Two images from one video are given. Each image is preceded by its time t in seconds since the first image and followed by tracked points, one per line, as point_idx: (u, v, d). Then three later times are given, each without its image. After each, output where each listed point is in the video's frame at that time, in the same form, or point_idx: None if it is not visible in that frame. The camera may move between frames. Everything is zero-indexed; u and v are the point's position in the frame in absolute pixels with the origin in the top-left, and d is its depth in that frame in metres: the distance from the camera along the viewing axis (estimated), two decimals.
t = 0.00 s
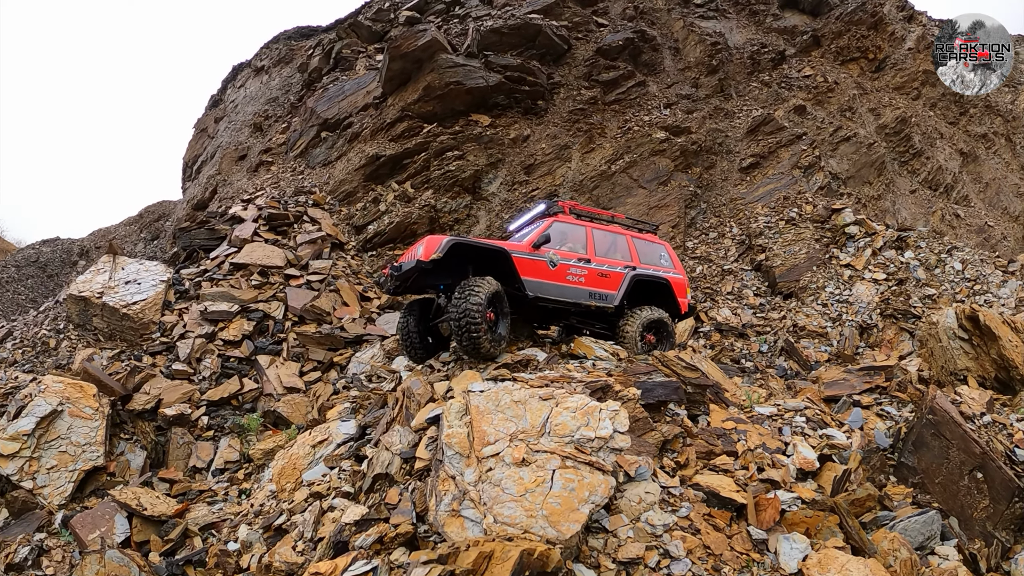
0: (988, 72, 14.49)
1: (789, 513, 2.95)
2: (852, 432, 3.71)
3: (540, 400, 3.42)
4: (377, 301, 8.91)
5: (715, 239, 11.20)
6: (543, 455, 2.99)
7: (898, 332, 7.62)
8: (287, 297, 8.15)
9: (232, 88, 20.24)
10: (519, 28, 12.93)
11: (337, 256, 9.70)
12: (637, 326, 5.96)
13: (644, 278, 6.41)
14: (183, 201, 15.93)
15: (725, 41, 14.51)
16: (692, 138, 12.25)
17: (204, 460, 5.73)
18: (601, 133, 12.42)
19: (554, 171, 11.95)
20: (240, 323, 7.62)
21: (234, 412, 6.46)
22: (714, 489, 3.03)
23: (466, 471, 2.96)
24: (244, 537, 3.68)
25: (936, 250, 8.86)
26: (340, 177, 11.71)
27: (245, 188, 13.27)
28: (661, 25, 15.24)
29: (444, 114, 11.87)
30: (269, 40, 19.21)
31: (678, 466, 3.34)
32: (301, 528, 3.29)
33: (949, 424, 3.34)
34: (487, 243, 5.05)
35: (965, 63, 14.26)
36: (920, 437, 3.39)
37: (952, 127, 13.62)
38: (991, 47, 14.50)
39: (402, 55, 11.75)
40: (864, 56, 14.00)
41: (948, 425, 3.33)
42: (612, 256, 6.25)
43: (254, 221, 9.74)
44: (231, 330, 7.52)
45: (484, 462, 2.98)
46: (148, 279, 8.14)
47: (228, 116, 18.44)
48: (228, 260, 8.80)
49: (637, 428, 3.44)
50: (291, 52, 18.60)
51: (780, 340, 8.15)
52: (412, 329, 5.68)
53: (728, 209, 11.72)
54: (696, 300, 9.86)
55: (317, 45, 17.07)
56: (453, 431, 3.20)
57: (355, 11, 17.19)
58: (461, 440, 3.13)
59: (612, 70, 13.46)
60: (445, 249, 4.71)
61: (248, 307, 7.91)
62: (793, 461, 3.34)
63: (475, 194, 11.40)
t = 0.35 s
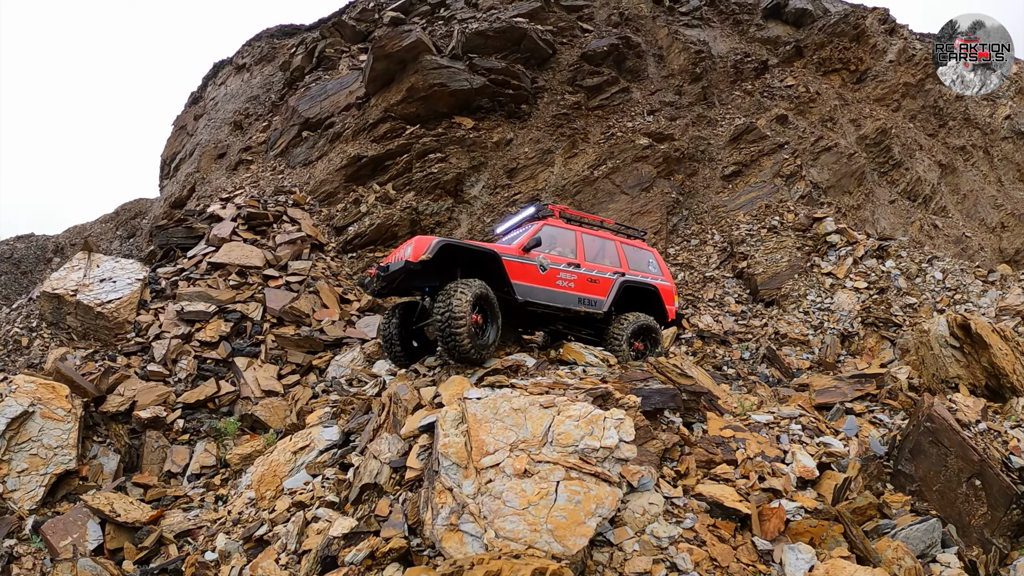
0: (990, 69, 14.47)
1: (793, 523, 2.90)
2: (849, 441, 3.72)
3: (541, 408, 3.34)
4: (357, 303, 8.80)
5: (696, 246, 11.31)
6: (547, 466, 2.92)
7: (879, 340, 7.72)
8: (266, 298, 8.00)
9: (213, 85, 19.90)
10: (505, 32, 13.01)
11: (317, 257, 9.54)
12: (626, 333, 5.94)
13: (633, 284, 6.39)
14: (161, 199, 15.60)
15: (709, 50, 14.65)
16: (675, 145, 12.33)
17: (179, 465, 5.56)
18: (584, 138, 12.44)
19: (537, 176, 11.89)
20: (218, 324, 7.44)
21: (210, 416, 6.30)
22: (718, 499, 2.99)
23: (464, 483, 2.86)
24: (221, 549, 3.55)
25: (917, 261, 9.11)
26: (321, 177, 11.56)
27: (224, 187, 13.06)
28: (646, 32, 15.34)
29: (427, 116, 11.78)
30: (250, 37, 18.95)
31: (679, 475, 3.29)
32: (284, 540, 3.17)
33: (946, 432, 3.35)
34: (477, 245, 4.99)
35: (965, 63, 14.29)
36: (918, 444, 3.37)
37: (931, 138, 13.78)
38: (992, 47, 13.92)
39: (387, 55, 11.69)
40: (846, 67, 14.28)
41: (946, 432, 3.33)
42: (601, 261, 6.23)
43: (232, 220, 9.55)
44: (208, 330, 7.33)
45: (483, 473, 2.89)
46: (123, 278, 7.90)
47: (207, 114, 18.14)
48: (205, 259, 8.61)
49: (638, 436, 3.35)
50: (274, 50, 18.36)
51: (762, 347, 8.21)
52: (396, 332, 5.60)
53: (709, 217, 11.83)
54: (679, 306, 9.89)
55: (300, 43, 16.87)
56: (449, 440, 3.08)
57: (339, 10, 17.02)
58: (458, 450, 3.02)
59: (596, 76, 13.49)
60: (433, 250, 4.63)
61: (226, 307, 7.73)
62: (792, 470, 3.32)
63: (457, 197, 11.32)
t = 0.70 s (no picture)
0: (991, 68, 14.49)
1: (796, 526, 2.92)
2: (839, 445, 3.75)
3: (543, 412, 3.26)
4: (325, 303, 8.63)
5: (666, 251, 11.41)
6: (553, 472, 2.82)
7: (848, 347, 7.92)
8: (232, 296, 7.73)
9: (181, 79, 19.32)
10: (479, 33, 12.94)
11: (284, 256, 9.31)
12: (607, 336, 5.92)
13: (614, 287, 6.38)
14: (124, 193, 15.04)
15: (681, 58, 14.89)
16: (647, 151, 12.47)
17: (142, 469, 5.30)
18: (556, 142, 12.57)
19: (508, 178, 11.97)
20: (182, 322, 7.16)
21: (174, 417, 6.05)
22: (721, 504, 2.97)
23: (464, 491, 2.70)
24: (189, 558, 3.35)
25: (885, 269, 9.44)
26: (289, 174, 11.30)
27: (190, 182, 12.68)
28: (620, 39, 15.51)
29: (399, 115, 11.63)
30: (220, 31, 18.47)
31: (678, 480, 3.24)
32: (259, 552, 2.95)
33: (938, 433, 3.35)
34: (460, 244, 4.87)
35: (963, 63, 14.57)
36: (909, 447, 3.41)
37: (897, 151, 14.19)
38: (991, 48, 13.87)
39: (361, 52, 11.47)
40: (815, 79, 14.73)
41: (938, 434, 3.35)
42: (582, 263, 6.20)
43: (197, 216, 9.25)
44: (171, 328, 7.05)
45: (485, 480, 2.77)
46: (85, 272, 7.53)
47: (174, 107, 17.61)
48: (170, 255, 8.30)
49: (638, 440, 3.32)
50: (244, 45, 17.94)
51: (733, 352, 8.30)
52: (371, 330, 5.48)
53: (680, 223, 12.00)
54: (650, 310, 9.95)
55: (271, 38, 16.51)
56: (447, 445, 2.90)
57: (311, 6, 16.73)
58: (456, 455, 2.85)
59: (569, 80, 13.58)
60: (414, 248, 4.49)
61: (190, 305, 7.46)
62: (789, 473, 3.34)
63: (427, 197, 11.19)
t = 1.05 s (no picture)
0: (991, 69, 15.59)
1: (809, 508, 2.87)
2: (834, 430, 3.70)
3: (567, 400, 3.27)
4: (294, 299, 8.52)
5: (635, 250, 11.56)
6: (583, 460, 2.82)
7: (816, 344, 8.15)
8: (199, 291, 7.49)
9: (142, 68, 18.57)
10: (450, 28, 12.85)
11: (253, 250, 9.13)
12: (593, 330, 5.94)
13: (599, 281, 6.42)
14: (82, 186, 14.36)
15: (650, 59, 15.09)
16: (616, 150, 12.63)
17: (110, 470, 5.05)
18: (525, 140, 12.51)
19: (477, 175, 11.85)
20: (148, 317, 6.86)
21: (142, 416, 5.79)
22: (737, 488, 2.89)
23: (493, 481, 2.69)
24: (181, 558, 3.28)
25: (850, 268, 9.77)
26: (256, 167, 10.97)
27: (153, 174, 12.21)
28: (590, 39, 15.62)
29: (369, 109, 11.43)
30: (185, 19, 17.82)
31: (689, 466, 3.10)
32: (256, 556, 2.78)
33: (930, 419, 3.23)
34: (451, 235, 4.81)
35: (960, 61, 15.48)
36: (902, 433, 3.28)
37: (859, 155, 14.72)
38: (992, 47, 14.94)
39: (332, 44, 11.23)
40: (780, 84, 15.19)
41: (929, 419, 3.22)
42: (568, 257, 6.20)
43: (163, 208, 8.92)
44: (138, 324, 6.75)
45: (514, 470, 2.75)
46: (47, 266, 7.12)
47: (135, 98, 16.91)
48: (134, 248, 7.96)
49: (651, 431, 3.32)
50: (210, 35, 17.33)
51: (703, 350, 8.36)
52: (355, 322, 5.39)
53: (647, 222, 12.15)
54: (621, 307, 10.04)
55: (238, 29, 16.01)
56: (471, 436, 2.90)
57: None
58: (482, 446, 2.84)
59: (539, 78, 13.58)
60: (405, 239, 4.41)
61: (157, 299, 7.15)
62: (792, 458, 3.28)
63: (397, 192, 11.06)
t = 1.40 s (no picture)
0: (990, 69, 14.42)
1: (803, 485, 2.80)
2: (819, 414, 3.59)
3: (584, 386, 3.21)
4: (267, 293, 8.40)
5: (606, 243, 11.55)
6: (605, 443, 2.77)
7: (784, 335, 8.56)
8: (172, 286, 7.27)
9: (105, 58, 17.88)
10: (422, 21, 12.75)
11: (224, 244, 8.92)
12: (579, 322, 6.05)
13: (582, 274, 6.52)
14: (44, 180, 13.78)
15: (620, 55, 15.19)
16: (586, 144, 12.70)
17: (88, 472, 4.91)
18: (495, 134, 12.50)
19: (449, 168, 11.79)
20: (121, 314, 6.66)
21: (119, 415, 5.65)
22: (738, 468, 2.81)
23: (519, 468, 2.62)
24: (185, 557, 3.29)
25: (817, 263, 10.20)
26: (226, 159, 10.70)
27: (119, 166, 11.83)
28: (560, 33, 15.62)
29: (340, 101, 11.26)
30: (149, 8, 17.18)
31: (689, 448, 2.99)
32: (265, 552, 2.81)
33: (908, 401, 3.10)
34: (441, 230, 4.85)
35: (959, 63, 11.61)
36: (880, 415, 3.16)
37: (823, 151, 15.21)
38: (990, 47, 11.20)
39: (303, 36, 11.07)
40: (747, 80, 15.57)
41: (908, 402, 3.09)
42: (553, 250, 6.29)
43: (131, 201, 8.64)
44: (110, 321, 6.54)
45: (538, 456, 2.67)
46: (13, 264, 6.97)
47: (98, 88, 16.26)
48: (103, 242, 7.71)
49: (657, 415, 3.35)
50: (175, 24, 16.73)
51: (675, 341, 8.36)
52: (343, 315, 5.37)
53: (617, 215, 12.21)
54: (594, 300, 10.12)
55: (205, 18, 15.49)
56: (496, 423, 2.80)
57: None
58: (506, 434, 2.76)
59: (510, 72, 13.52)
60: (397, 232, 4.43)
61: (129, 295, 6.94)
62: (782, 440, 3.16)
63: (368, 185, 10.92)
